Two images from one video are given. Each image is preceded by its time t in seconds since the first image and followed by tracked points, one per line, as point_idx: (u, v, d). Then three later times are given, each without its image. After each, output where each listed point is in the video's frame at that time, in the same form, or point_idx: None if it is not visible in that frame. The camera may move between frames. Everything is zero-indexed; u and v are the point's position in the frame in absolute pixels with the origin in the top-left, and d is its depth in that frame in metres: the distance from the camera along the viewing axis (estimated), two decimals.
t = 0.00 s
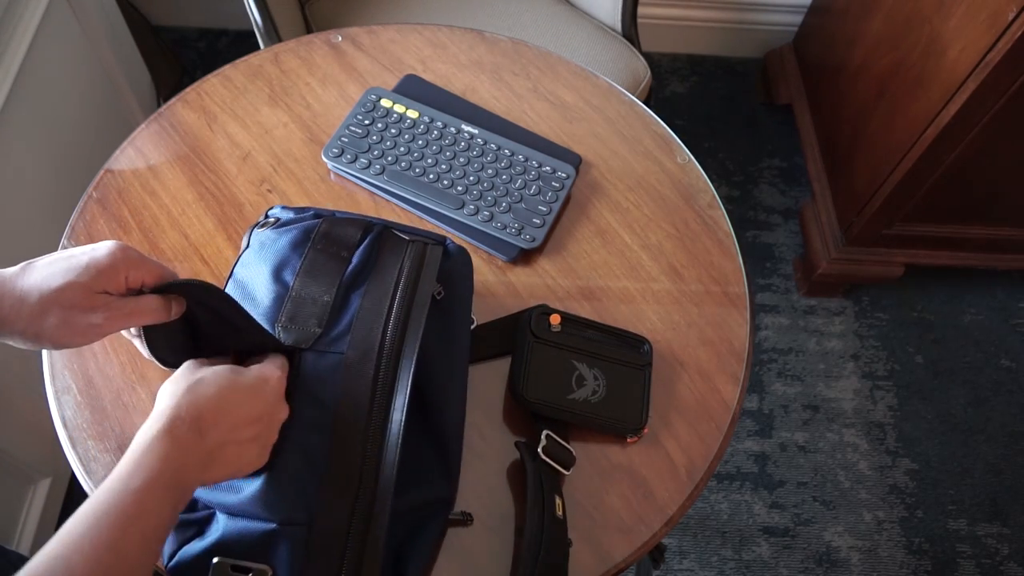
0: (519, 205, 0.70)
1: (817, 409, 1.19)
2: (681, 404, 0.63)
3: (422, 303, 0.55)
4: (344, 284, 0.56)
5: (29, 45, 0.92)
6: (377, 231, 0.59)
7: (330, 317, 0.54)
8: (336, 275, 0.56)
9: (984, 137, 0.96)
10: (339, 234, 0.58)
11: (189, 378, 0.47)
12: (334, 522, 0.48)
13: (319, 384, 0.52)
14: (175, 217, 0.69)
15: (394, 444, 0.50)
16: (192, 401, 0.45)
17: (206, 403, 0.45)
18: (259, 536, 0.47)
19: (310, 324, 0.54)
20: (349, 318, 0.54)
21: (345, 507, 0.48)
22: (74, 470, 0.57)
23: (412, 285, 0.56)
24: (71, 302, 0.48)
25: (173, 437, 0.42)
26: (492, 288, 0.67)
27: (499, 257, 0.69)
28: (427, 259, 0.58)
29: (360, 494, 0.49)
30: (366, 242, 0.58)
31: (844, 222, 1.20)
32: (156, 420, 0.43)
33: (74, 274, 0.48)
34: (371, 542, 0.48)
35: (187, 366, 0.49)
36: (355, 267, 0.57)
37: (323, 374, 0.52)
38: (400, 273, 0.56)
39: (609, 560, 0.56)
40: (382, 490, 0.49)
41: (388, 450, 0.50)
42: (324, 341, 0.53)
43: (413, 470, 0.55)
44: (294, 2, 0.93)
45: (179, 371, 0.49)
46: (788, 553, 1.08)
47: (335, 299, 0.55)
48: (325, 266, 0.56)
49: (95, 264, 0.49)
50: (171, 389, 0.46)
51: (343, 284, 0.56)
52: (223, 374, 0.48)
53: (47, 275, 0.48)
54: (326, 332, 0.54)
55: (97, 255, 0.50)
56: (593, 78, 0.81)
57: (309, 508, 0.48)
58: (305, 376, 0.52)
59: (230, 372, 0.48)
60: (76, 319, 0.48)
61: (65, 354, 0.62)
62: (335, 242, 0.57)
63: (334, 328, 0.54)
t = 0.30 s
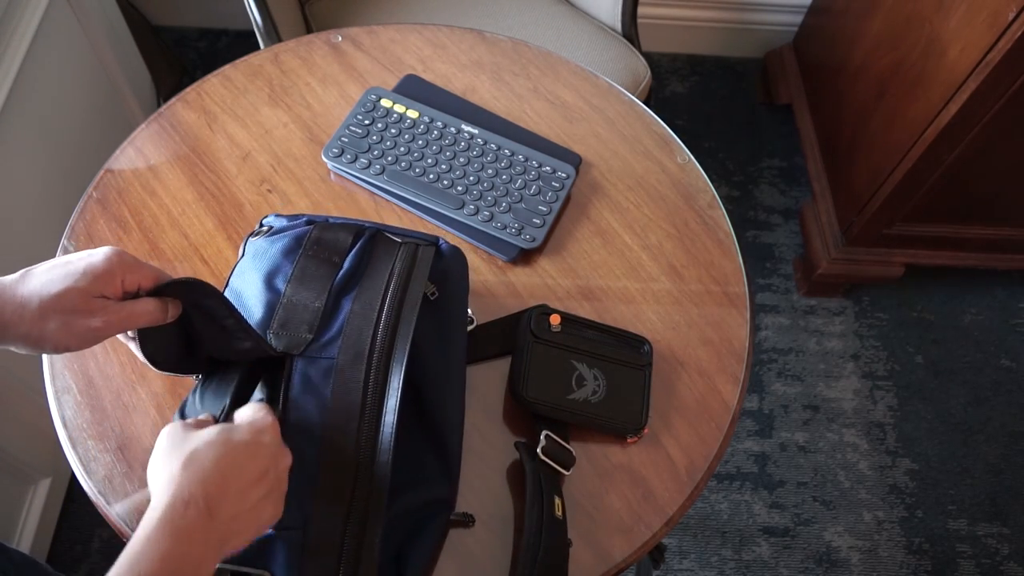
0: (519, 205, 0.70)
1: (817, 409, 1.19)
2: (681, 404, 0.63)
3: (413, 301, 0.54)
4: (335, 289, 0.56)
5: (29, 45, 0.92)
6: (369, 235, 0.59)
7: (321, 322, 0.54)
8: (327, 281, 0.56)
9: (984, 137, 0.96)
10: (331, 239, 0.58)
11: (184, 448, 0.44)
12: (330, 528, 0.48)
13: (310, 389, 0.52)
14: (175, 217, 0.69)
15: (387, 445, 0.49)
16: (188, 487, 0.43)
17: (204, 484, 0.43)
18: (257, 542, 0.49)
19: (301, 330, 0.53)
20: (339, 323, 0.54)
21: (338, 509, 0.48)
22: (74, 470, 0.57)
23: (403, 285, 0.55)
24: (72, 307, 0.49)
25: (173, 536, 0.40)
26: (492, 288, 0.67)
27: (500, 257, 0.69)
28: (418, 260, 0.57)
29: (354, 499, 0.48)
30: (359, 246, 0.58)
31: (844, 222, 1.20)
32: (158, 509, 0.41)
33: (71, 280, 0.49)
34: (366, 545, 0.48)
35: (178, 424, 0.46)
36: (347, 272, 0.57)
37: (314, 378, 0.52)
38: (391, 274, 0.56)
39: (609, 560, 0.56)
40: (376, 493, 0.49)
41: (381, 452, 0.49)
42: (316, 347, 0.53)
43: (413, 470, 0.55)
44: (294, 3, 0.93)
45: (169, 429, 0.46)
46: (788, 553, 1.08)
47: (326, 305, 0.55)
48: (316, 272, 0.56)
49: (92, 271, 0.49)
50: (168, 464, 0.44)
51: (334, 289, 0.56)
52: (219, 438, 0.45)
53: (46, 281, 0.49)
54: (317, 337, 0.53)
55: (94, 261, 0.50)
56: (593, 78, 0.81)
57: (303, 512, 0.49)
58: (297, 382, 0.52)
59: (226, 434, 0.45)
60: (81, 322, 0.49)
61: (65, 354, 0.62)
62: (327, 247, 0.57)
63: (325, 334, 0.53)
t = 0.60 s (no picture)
0: (519, 205, 0.70)
1: (817, 409, 1.19)
2: (681, 404, 0.63)
3: (399, 306, 0.54)
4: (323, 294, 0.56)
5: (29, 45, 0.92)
6: (361, 238, 0.59)
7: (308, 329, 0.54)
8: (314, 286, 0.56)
9: (984, 137, 0.96)
10: (323, 245, 0.58)
11: (233, 536, 0.39)
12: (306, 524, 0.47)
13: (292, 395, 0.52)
14: (175, 217, 0.69)
15: (365, 447, 0.50)
16: None
17: None
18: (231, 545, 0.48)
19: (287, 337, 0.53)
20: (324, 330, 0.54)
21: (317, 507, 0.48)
22: (74, 470, 0.57)
23: (389, 290, 0.55)
24: (48, 363, 0.47)
25: None
26: (492, 288, 0.67)
27: (500, 256, 0.69)
28: (407, 261, 0.57)
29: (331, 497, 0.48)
30: (349, 249, 0.58)
31: (844, 222, 1.20)
32: None
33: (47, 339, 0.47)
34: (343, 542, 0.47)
35: (218, 495, 0.41)
36: (336, 277, 0.57)
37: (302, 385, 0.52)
38: (378, 278, 0.55)
39: (608, 560, 0.56)
40: (353, 491, 0.48)
41: (360, 454, 0.49)
42: (300, 354, 0.53)
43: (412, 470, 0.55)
44: (294, 3, 0.93)
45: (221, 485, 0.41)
46: (788, 553, 1.08)
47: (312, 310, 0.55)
48: (305, 277, 0.56)
49: (67, 327, 0.48)
50: (220, 537, 0.39)
51: (322, 294, 0.56)
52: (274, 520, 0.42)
53: (21, 335, 0.47)
54: (302, 344, 0.53)
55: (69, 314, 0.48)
56: (593, 78, 0.81)
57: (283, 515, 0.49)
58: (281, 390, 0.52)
59: (276, 524, 0.41)
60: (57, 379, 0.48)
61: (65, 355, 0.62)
62: (319, 253, 0.57)
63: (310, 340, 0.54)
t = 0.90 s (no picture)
0: (519, 205, 0.70)
1: (817, 409, 1.19)
2: (681, 404, 0.63)
3: (398, 308, 0.54)
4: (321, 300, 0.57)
5: (28, 45, 0.92)
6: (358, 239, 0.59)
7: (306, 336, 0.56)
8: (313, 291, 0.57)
9: (984, 137, 0.96)
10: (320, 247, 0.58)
11: (169, 442, 0.38)
12: (304, 526, 0.47)
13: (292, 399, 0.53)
14: (175, 217, 0.69)
15: (363, 453, 0.49)
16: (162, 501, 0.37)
17: (176, 508, 0.37)
18: (233, 546, 0.49)
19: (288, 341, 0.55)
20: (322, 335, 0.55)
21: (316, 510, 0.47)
22: (74, 471, 0.57)
23: (388, 292, 0.55)
24: (70, 304, 0.51)
25: (129, 572, 0.35)
26: (492, 288, 0.67)
27: (500, 257, 0.69)
28: (406, 263, 0.57)
29: (328, 501, 0.48)
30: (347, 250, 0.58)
31: (844, 222, 1.20)
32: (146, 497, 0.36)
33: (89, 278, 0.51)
34: (342, 546, 0.47)
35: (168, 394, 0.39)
36: (334, 279, 0.57)
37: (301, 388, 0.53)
38: (376, 281, 0.55)
39: (608, 560, 0.56)
40: (352, 495, 0.48)
41: (358, 460, 0.49)
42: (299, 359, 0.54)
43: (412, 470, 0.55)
44: (293, 3, 0.93)
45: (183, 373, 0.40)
46: (788, 553, 1.08)
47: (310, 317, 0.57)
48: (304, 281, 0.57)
49: (41, 290, 0.49)
50: (170, 433, 0.38)
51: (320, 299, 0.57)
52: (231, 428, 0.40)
53: None
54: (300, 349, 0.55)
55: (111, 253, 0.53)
56: (593, 78, 0.81)
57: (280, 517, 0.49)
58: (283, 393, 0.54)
59: (219, 441, 0.39)
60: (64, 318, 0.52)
61: (65, 354, 0.62)
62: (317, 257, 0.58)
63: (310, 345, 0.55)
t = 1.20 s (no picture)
0: (519, 205, 0.70)
1: (817, 409, 1.19)
2: (681, 404, 0.63)
3: (397, 308, 0.54)
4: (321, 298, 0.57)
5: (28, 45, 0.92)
6: (358, 239, 0.59)
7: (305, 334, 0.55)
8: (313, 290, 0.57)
9: (984, 137, 0.96)
10: (321, 248, 0.59)
11: (132, 400, 0.39)
12: (305, 526, 0.47)
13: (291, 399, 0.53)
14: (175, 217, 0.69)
15: (363, 455, 0.49)
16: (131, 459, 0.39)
17: (144, 462, 0.39)
18: (233, 546, 0.48)
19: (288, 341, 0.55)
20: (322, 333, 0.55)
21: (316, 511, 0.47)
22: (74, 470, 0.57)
23: (388, 292, 0.55)
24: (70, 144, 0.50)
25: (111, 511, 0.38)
26: (492, 288, 0.67)
27: (500, 257, 0.69)
28: (405, 264, 0.57)
29: (328, 501, 0.48)
30: (348, 250, 0.59)
31: (844, 222, 1.20)
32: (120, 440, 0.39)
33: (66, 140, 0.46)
34: (342, 547, 0.47)
35: (117, 351, 0.39)
36: (334, 279, 0.57)
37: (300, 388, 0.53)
38: (376, 282, 0.55)
39: (608, 560, 0.56)
40: (352, 496, 0.48)
41: (357, 461, 0.49)
42: (299, 359, 0.54)
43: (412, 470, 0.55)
44: (293, 3, 0.93)
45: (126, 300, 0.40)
46: (788, 553, 1.08)
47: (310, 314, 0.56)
48: (304, 280, 0.57)
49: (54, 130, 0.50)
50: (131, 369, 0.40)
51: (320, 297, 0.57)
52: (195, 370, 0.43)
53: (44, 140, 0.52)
54: (300, 349, 0.55)
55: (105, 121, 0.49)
56: (593, 78, 0.81)
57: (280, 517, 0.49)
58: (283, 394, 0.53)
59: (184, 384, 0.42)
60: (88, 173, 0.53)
61: (65, 354, 0.62)
62: (318, 257, 0.58)
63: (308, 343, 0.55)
